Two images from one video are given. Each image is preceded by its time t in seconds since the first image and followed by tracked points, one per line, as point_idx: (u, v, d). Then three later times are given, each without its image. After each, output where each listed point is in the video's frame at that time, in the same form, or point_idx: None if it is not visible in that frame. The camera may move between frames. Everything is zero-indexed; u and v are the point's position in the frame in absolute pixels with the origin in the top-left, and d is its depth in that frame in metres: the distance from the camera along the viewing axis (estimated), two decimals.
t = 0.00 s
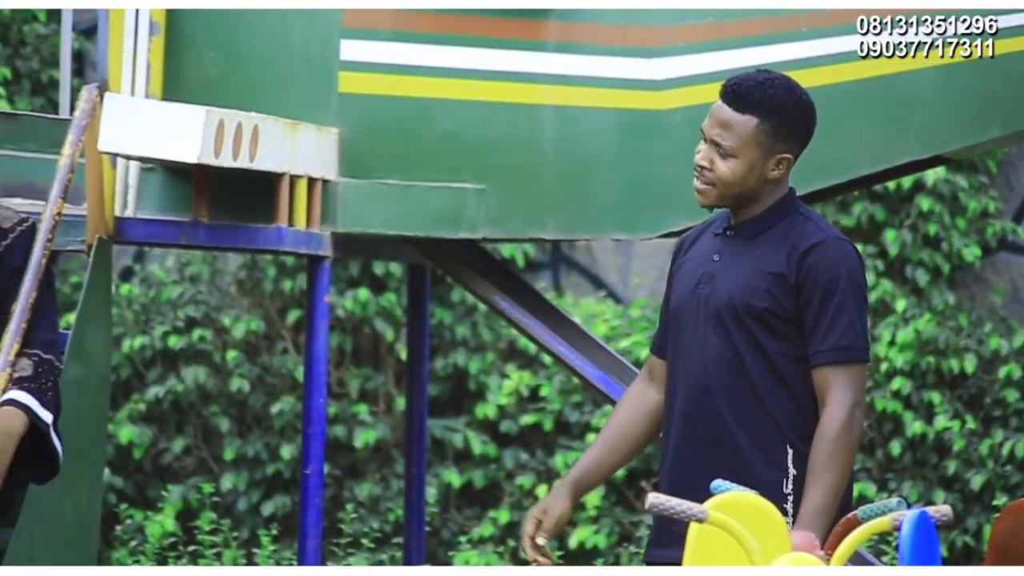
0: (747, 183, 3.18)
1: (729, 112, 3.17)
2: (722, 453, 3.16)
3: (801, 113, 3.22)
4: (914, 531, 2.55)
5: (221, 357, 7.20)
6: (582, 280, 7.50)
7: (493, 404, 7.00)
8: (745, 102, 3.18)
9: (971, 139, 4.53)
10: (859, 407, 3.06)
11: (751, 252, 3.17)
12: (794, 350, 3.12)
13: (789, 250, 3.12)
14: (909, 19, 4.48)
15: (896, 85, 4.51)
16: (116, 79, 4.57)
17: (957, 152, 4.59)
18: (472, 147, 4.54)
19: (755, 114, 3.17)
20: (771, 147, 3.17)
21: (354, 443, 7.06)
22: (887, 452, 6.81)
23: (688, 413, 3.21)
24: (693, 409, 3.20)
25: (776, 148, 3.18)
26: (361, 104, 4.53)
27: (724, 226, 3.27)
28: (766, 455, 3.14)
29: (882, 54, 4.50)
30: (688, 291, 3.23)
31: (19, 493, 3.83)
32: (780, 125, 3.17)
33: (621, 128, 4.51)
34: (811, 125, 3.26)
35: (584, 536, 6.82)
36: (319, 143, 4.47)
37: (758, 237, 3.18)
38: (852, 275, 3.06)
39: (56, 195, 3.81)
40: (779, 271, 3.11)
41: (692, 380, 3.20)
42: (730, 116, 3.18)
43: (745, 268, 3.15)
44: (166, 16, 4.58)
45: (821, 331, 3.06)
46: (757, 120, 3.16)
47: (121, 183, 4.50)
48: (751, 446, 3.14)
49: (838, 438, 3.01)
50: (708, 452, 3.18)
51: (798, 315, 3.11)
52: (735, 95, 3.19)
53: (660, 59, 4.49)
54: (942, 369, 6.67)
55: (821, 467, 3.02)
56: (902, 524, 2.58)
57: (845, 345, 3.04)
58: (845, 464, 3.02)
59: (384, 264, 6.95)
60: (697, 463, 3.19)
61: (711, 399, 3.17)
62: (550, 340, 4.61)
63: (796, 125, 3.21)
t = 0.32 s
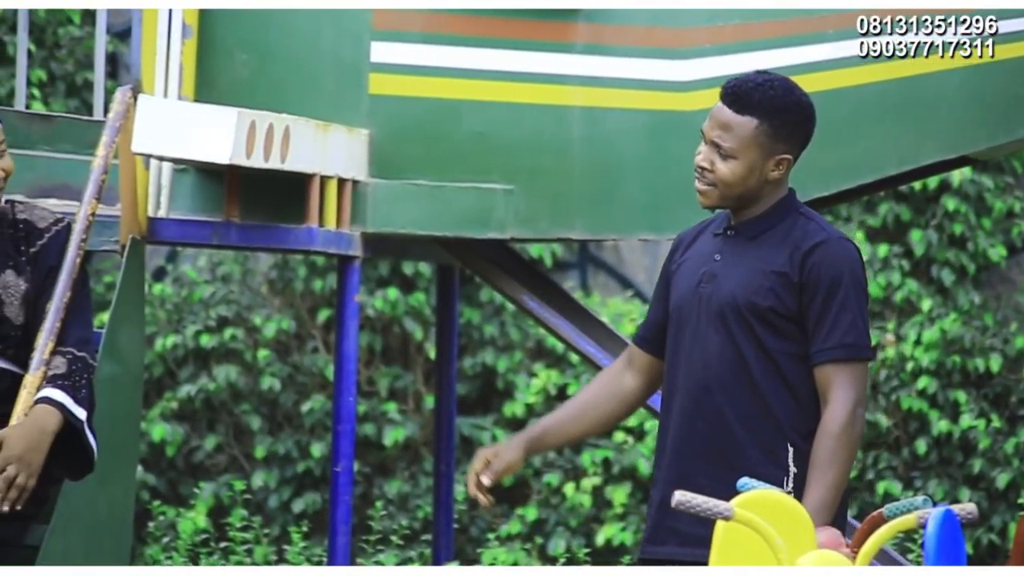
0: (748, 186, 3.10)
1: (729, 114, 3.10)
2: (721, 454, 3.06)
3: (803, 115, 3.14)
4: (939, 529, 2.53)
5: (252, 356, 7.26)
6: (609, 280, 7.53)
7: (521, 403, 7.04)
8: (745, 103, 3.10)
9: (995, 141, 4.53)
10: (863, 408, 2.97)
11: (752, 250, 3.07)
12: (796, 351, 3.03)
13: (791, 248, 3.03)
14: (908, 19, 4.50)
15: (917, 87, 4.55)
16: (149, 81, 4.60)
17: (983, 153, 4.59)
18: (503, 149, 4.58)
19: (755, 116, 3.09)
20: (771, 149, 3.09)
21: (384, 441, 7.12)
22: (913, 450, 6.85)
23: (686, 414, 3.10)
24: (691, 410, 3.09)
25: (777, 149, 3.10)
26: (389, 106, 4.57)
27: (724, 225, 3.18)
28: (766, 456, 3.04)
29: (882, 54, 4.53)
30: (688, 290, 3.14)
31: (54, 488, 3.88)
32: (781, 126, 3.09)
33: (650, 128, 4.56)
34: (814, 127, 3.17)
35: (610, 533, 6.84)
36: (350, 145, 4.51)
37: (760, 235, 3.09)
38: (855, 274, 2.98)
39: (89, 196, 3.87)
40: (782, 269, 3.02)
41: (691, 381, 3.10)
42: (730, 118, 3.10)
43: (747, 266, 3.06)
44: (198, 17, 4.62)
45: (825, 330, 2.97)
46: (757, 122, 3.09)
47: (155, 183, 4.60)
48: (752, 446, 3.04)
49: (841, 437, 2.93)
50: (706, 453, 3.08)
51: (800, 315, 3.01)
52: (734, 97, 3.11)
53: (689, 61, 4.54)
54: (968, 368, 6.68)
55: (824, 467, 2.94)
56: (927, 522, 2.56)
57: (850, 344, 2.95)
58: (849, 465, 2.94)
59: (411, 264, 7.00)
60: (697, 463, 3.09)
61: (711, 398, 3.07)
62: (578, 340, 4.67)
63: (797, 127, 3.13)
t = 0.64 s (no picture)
0: (749, 183, 3.14)
1: (729, 112, 3.13)
2: (719, 445, 3.09)
3: (803, 113, 3.17)
4: (964, 527, 2.57)
5: (283, 356, 7.34)
6: (636, 280, 7.57)
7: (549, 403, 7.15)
8: (745, 102, 3.13)
9: (1018, 143, 4.66)
10: (863, 405, 2.99)
11: (753, 247, 3.10)
12: (796, 347, 3.06)
13: (792, 245, 3.05)
14: (907, 19, 4.59)
15: (942, 89, 4.64)
16: (181, 84, 4.61)
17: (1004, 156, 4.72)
18: (532, 149, 4.63)
19: (755, 114, 3.12)
20: (770, 147, 3.12)
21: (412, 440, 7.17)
22: (938, 450, 6.88)
23: (686, 406, 3.13)
24: (691, 402, 3.12)
25: (776, 147, 3.13)
26: (418, 109, 4.59)
27: (723, 222, 3.21)
28: (762, 449, 3.07)
29: (882, 54, 4.61)
30: (688, 284, 3.17)
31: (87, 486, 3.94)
32: (779, 125, 3.13)
33: (676, 128, 4.64)
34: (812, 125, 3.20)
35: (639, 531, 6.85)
36: (378, 147, 4.53)
37: (761, 233, 3.12)
38: (855, 272, 3.01)
39: (122, 197, 3.90)
40: (782, 265, 3.05)
41: (690, 374, 3.13)
42: (731, 117, 3.14)
43: (748, 262, 3.09)
44: (229, 20, 4.63)
45: (825, 326, 2.99)
46: (756, 120, 3.12)
47: (186, 186, 4.61)
48: (750, 439, 3.07)
49: (844, 432, 2.95)
50: (705, 445, 3.11)
51: (800, 311, 3.04)
52: (733, 95, 3.14)
53: (715, 63, 4.63)
54: (992, 367, 6.69)
55: (827, 462, 2.96)
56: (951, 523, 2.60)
57: (850, 341, 2.98)
58: (851, 460, 2.96)
59: (439, 265, 7.06)
60: (695, 454, 3.12)
61: (710, 391, 3.10)
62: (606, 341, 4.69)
63: (795, 125, 3.16)
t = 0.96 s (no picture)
0: (758, 183, 3.19)
1: (739, 113, 3.18)
2: (720, 440, 3.14)
3: (812, 115, 3.23)
4: (997, 525, 2.59)
5: (321, 355, 7.40)
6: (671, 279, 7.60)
7: (584, 401, 7.16)
8: (754, 103, 3.19)
9: None
10: (870, 402, 3.05)
11: (758, 245, 3.16)
12: (798, 344, 3.12)
13: (797, 243, 3.11)
14: (906, 18, 4.67)
15: (973, 90, 4.71)
16: (219, 85, 4.63)
17: None
18: (570, 152, 4.67)
19: (763, 114, 3.18)
20: (779, 147, 3.18)
21: (449, 438, 7.23)
22: (971, 448, 6.89)
23: (689, 400, 3.19)
24: (695, 397, 3.18)
25: (784, 148, 3.19)
26: (455, 111, 4.63)
27: (730, 220, 3.27)
28: (763, 444, 3.12)
29: (881, 53, 4.68)
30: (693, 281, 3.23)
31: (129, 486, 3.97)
32: (788, 126, 3.18)
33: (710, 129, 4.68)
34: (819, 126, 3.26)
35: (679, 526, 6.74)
36: (416, 147, 4.57)
37: (766, 231, 3.18)
38: (859, 270, 3.07)
39: (163, 198, 3.95)
40: (785, 262, 3.10)
41: (694, 368, 3.19)
42: (740, 117, 3.19)
43: (753, 259, 3.14)
44: (267, 24, 4.68)
45: (830, 323, 3.05)
46: (765, 121, 3.18)
47: (225, 187, 4.63)
48: (750, 433, 3.12)
49: (854, 428, 3.01)
50: (706, 439, 3.16)
51: (803, 308, 3.10)
52: (741, 98, 3.20)
53: (750, 66, 4.68)
54: None
55: (837, 458, 3.02)
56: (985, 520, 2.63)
57: (855, 338, 3.04)
58: (860, 455, 3.02)
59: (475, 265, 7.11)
60: (697, 448, 3.17)
61: (713, 386, 3.15)
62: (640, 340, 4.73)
63: (803, 125, 3.21)
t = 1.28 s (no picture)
0: (778, 182, 3.25)
1: (759, 114, 3.24)
2: (737, 434, 3.23)
3: (829, 115, 3.29)
4: None
5: (365, 353, 7.47)
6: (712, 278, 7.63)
7: (626, 399, 7.18)
8: (773, 104, 3.25)
9: None
10: (885, 397, 3.13)
11: (775, 243, 3.24)
12: (814, 340, 3.20)
13: (812, 241, 3.19)
14: (906, 19, 4.72)
15: (1013, 90, 4.75)
16: (266, 89, 4.67)
17: None
18: (607, 153, 4.71)
19: (783, 115, 3.24)
20: (798, 148, 3.24)
21: (492, 435, 7.29)
22: (1013, 447, 6.90)
23: (707, 394, 3.28)
24: (712, 391, 3.27)
25: (803, 148, 3.25)
26: (498, 112, 4.65)
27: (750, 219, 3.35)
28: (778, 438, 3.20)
29: (881, 53, 4.72)
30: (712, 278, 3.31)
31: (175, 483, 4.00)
32: (807, 127, 3.24)
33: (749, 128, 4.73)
34: (840, 126, 3.32)
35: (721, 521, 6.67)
36: (460, 149, 4.58)
37: (783, 229, 3.25)
38: (873, 267, 3.14)
39: (210, 198, 3.99)
40: (801, 260, 3.18)
41: (711, 364, 3.28)
42: (759, 118, 3.25)
43: (769, 257, 3.22)
44: (313, 27, 4.70)
45: (845, 320, 3.13)
46: (784, 121, 3.23)
47: (271, 187, 4.72)
48: (765, 427, 3.20)
49: (870, 424, 3.10)
50: (723, 432, 3.25)
51: (818, 305, 3.18)
52: (761, 98, 3.26)
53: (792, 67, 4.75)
54: None
55: (852, 454, 3.11)
56: None
57: (869, 335, 3.11)
58: (875, 450, 3.11)
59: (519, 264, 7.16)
60: (716, 443, 3.26)
61: (729, 381, 3.24)
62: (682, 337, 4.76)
63: (821, 124, 3.27)
